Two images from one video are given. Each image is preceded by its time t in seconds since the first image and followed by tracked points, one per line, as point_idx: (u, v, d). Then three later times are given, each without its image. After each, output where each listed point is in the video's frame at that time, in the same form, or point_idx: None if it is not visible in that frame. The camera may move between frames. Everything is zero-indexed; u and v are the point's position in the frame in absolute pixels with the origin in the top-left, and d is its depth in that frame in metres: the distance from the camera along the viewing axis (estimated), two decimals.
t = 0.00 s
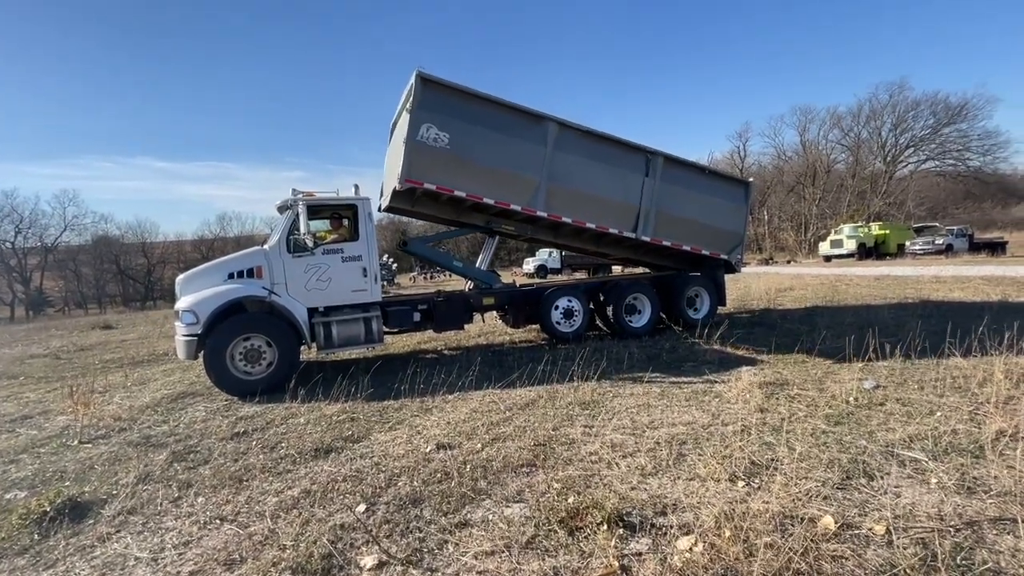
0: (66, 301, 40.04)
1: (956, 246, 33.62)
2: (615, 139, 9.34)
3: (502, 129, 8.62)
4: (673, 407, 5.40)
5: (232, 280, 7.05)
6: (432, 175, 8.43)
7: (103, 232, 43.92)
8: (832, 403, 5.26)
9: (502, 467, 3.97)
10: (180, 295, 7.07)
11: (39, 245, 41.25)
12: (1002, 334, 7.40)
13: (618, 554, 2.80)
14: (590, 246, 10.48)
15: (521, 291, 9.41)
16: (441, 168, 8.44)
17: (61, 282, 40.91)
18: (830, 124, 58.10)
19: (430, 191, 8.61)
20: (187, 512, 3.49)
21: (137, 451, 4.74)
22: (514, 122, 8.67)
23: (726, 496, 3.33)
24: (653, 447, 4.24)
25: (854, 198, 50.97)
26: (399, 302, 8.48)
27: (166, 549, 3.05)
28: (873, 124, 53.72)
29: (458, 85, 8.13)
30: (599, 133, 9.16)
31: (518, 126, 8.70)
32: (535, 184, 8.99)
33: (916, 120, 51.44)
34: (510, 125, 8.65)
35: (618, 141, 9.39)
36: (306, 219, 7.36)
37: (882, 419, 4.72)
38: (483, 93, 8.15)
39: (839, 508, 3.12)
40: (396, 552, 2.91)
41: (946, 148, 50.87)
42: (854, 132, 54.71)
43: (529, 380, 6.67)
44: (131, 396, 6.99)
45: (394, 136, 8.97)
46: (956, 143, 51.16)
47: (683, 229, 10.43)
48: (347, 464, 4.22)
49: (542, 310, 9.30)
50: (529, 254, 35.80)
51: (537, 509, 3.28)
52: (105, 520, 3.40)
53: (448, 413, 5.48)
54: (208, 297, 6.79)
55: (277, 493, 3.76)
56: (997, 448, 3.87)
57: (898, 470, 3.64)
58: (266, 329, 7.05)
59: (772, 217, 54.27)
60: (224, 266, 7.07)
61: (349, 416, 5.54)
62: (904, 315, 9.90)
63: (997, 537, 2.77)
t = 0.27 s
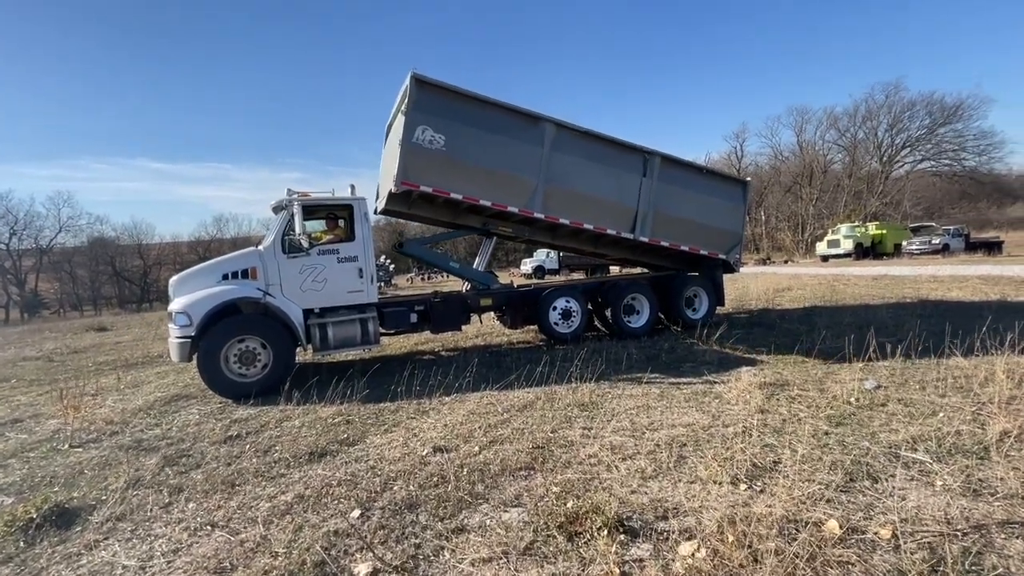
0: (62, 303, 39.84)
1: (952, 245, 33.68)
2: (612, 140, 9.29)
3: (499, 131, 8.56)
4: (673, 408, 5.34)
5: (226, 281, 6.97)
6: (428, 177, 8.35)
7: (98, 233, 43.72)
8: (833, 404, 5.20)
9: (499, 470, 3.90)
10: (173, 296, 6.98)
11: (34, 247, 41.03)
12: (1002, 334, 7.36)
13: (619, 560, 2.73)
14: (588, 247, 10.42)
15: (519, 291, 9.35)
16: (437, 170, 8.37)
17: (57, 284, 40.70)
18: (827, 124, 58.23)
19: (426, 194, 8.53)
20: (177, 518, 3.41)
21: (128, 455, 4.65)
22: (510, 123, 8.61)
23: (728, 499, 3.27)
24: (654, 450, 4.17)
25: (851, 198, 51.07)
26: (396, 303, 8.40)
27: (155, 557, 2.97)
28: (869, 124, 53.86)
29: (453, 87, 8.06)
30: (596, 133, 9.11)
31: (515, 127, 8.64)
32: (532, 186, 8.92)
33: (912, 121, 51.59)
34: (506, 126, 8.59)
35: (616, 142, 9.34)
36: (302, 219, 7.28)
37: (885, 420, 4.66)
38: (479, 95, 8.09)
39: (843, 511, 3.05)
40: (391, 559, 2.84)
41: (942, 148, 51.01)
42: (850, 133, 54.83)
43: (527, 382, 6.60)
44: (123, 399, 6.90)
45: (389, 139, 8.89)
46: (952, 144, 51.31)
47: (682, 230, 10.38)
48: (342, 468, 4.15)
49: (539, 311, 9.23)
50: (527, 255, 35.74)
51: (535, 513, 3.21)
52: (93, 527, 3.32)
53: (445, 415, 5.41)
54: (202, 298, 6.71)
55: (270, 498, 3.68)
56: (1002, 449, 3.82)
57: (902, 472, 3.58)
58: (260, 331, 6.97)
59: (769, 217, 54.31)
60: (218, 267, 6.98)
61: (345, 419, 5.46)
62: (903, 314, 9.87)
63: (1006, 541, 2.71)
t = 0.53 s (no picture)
0: (54, 304, 39.53)
1: (947, 246, 33.78)
2: (607, 140, 9.21)
3: (493, 131, 8.47)
4: (671, 411, 5.26)
5: (216, 283, 6.85)
6: (422, 179, 8.26)
7: (91, 234, 43.40)
8: (832, 406, 5.13)
9: (493, 476, 3.81)
10: (162, 298, 6.85)
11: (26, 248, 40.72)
12: (1000, 334, 7.31)
13: (616, 571, 2.64)
14: (584, 249, 10.33)
15: (514, 292, 9.24)
16: (431, 172, 8.27)
17: (49, 286, 40.39)
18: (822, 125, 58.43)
19: (420, 196, 8.44)
20: (160, 528, 3.30)
21: (112, 461, 4.53)
22: (504, 123, 8.52)
23: (728, 506, 3.19)
24: (651, 454, 4.09)
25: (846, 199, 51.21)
26: (390, 304, 8.29)
27: (135, 570, 2.86)
28: (864, 125, 54.05)
29: (446, 87, 7.97)
30: (592, 133, 9.03)
31: (509, 128, 8.55)
32: (527, 187, 8.84)
33: (906, 122, 51.80)
34: (501, 127, 8.51)
35: (611, 142, 9.27)
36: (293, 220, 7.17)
37: (885, 422, 4.59)
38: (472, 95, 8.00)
39: (847, 519, 2.97)
40: (380, 571, 2.74)
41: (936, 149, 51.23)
42: (845, 134, 55.01)
43: (522, 384, 6.50)
44: (111, 403, 6.77)
45: (382, 140, 8.80)
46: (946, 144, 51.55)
47: (678, 230, 10.31)
48: (332, 474, 4.05)
49: (535, 312, 9.14)
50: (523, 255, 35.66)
51: (530, 522, 3.11)
52: (72, 538, 3.21)
53: (438, 419, 5.31)
54: (191, 300, 6.58)
55: (257, 506, 3.58)
56: (1006, 453, 3.74)
57: (905, 477, 3.51)
58: (251, 333, 6.85)
59: (765, 218, 54.40)
60: (208, 268, 6.86)
61: (337, 423, 5.35)
62: (899, 315, 9.84)
63: (1015, 550, 2.63)
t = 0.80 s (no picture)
0: (44, 307, 39.14)
1: (940, 246, 33.89)
2: (602, 140, 9.12)
3: (486, 132, 8.37)
4: (668, 415, 5.16)
5: (204, 285, 6.70)
6: (414, 181, 8.14)
7: (83, 236, 43.02)
8: (832, 409, 5.03)
9: (486, 485, 3.69)
10: (149, 300, 6.70)
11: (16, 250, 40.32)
12: (999, 335, 7.26)
13: None
14: (579, 251, 10.24)
15: (509, 294, 9.13)
16: (423, 173, 8.15)
17: (40, 288, 39.99)
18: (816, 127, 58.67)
19: (412, 198, 8.32)
20: (138, 541, 3.17)
21: (94, 470, 4.39)
22: (498, 124, 8.42)
23: (728, 515, 3.09)
24: (649, 460, 3.98)
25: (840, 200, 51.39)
26: (382, 306, 8.17)
27: None
28: (857, 127, 54.29)
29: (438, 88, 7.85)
30: (586, 134, 8.94)
31: (503, 128, 8.45)
32: (521, 189, 8.74)
33: (899, 123, 52.06)
34: (494, 128, 8.40)
35: (606, 143, 9.18)
36: (284, 221, 7.04)
37: (887, 427, 4.50)
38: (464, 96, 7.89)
39: (851, 529, 2.87)
40: None
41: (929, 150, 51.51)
42: (839, 135, 55.24)
43: (517, 388, 6.39)
44: (96, 408, 6.61)
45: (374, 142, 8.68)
46: (938, 146, 51.84)
47: (674, 231, 10.23)
48: (320, 483, 3.93)
49: (530, 313, 9.03)
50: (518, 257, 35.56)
51: (524, 533, 3.00)
52: (45, 553, 3.07)
53: (431, 424, 5.18)
54: (178, 303, 6.43)
55: (241, 517, 3.45)
56: (1010, 458, 3.66)
57: (909, 484, 3.42)
58: (240, 336, 6.70)
59: (760, 219, 54.50)
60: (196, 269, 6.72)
61: (326, 429, 5.22)
62: (896, 315, 9.80)
63: None
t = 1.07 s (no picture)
0: (35, 310, 38.74)
1: (932, 247, 34.06)
2: (596, 141, 9.07)
3: (480, 134, 8.29)
4: (664, 418, 5.09)
5: (193, 287, 6.59)
6: (407, 183, 8.05)
7: (73, 238, 42.63)
8: (830, 412, 4.98)
9: (480, 491, 3.61)
10: (136, 303, 6.57)
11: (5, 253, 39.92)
12: (995, 336, 7.24)
13: None
14: (574, 253, 10.18)
15: (504, 296, 9.05)
16: (416, 176, 8.06)
17: (30, 291, 39.58)
18: (809, 128, 58.95)
19: (405, 202, 8.23)
20: (119, 553, 3.07)
21: (76, 477, 4.28)
22: (491, 126, 8.35)
23: (728, 522, 3.02)
24: (645, 465, 3.91)
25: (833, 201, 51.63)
26: (376, 308, 8.06)
27: None
28: (850, 128, 54.58)
29: (431, 89, 7.77)
30: (580, 135, 8.88)
31: (496, 130, 8.38)
32: (515, 191, 8.66)
33: (891, 125, 52.38)
34: (488, 129, 8.33)
35: (600, 144, 9.13)
36: (274, 222, 6.94)
37: (885, 429, 4.45)
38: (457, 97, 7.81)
39: (854, 535, 2.81)
40: None
41: (921, 151, 51.83)
42: (832, 136, 55.53)
43: (511, 391, 6.30)
44: (82, 413, 6.48)
45: (366, 144, 8.59)
46: (930, 147, 52.18)
47: (669, 232, 10.19)
48: (310, 490, 3.83)
49: (525, 315, 8.96)
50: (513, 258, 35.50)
51: (519, 542, 2.92)
52: (21, 566, 2.96)
53: (424, 428, 5.09)
54: (166, 306, 6.31)
55: (227, 526, 3.35)
56: (1012, 461, 3.61)
57: (910, 488, 3.36)
58: (230, 339, 6.58)
59: (754, 220, 54.66)
60: (185, 271, 6.61)
61: (317, 434, 5.13)
62: (891, 316, 9.80)
63: None
